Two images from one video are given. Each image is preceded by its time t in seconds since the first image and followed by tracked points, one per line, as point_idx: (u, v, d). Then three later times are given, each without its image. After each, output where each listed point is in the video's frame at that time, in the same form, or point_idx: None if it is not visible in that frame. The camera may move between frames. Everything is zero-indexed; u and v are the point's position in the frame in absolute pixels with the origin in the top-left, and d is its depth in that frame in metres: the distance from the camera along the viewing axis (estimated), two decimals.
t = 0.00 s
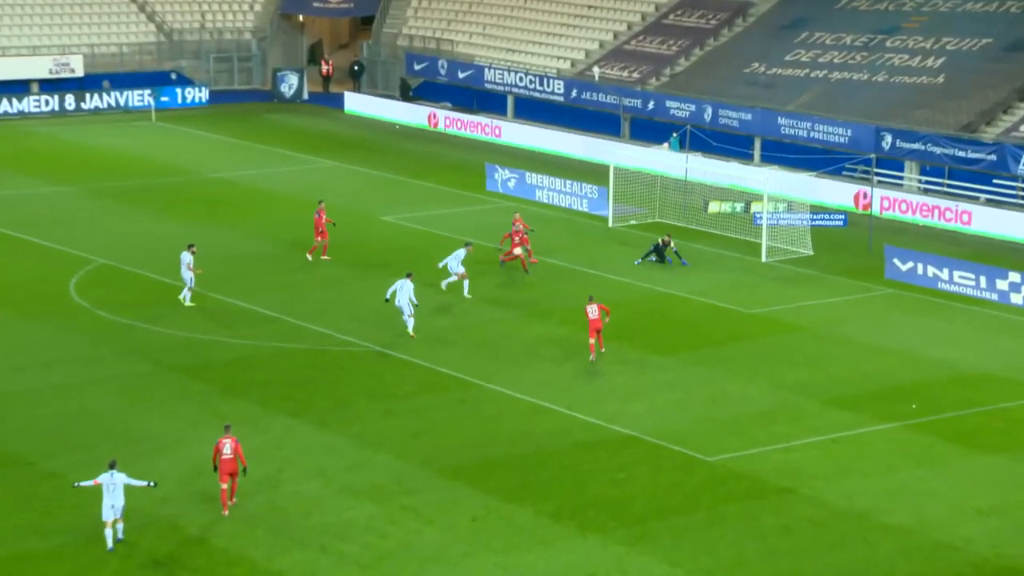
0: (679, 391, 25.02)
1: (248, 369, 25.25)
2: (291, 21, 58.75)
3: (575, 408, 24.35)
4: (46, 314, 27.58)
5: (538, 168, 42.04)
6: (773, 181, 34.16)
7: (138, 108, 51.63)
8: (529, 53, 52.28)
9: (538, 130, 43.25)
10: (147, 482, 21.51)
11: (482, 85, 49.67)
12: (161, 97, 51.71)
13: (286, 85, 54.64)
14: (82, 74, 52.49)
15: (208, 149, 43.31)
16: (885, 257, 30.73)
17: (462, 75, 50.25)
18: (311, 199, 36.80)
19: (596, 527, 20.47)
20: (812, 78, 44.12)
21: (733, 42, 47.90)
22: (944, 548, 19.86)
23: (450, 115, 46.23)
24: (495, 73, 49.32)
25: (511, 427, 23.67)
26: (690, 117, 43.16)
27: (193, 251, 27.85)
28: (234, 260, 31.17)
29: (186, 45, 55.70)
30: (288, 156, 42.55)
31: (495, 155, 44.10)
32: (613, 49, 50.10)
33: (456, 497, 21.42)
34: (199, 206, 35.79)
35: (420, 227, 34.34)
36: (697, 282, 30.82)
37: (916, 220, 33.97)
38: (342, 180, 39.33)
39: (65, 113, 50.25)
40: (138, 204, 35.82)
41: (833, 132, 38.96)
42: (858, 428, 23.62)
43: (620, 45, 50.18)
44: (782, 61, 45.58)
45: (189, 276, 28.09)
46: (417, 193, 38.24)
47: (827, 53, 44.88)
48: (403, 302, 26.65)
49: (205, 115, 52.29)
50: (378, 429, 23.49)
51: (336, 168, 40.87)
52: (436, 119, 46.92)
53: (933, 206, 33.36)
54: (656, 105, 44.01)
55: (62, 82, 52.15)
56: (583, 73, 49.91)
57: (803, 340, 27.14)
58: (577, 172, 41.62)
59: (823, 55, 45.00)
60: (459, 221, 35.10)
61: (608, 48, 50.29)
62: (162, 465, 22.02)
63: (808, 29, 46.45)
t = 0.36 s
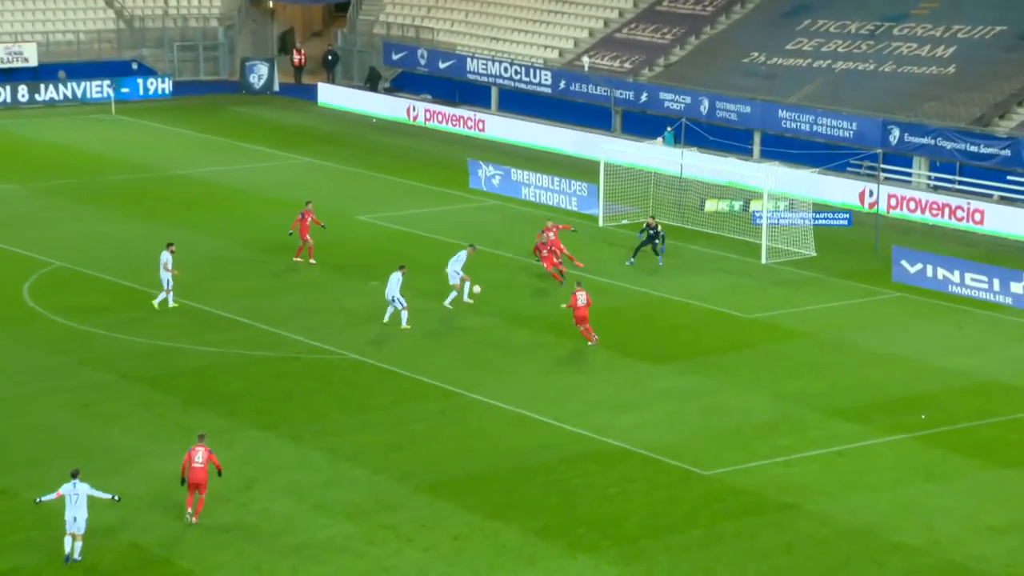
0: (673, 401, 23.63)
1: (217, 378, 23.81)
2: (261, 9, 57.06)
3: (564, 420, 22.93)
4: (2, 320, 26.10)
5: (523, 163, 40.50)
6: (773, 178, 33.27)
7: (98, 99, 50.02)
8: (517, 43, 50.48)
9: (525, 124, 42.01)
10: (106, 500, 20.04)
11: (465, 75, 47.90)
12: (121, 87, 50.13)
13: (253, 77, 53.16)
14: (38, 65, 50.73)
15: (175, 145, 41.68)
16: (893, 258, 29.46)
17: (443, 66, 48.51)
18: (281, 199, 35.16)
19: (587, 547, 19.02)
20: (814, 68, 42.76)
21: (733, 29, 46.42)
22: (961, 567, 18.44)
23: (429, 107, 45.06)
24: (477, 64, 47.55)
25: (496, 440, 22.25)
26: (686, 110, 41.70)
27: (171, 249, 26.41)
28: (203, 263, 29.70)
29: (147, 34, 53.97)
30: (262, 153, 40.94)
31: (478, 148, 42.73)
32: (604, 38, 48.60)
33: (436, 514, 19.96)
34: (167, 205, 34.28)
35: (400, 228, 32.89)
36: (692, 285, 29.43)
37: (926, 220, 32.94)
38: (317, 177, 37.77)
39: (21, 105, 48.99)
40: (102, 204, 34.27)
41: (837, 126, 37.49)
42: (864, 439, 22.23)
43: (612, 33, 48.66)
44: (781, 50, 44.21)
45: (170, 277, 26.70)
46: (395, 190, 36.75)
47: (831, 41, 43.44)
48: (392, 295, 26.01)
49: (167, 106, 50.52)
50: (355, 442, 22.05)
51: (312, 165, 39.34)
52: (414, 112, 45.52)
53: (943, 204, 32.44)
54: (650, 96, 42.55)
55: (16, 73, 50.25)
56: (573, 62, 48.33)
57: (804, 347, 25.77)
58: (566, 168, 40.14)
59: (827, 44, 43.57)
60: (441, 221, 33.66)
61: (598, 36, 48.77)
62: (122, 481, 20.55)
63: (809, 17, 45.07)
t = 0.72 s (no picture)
0: (667, 409, 22.91)
1: (195, 386, 23.06)
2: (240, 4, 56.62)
3: (554, 429, 22.19)
4: None
5: (512, 163, 39.69)
6: (770, 179, 32.51)
7: (71, 97, 48.95)
8: (508, 39, 49.71)
9: (511, 122, 41.29)
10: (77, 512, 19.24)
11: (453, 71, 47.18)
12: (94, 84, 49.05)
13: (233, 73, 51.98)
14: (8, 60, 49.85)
15: (155, 144, 40.89)
16: (894, 262, 28.53)
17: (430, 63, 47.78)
18: (262, 201, 34.29)
19: (577, 560, 18.27)
20: (813, 65, 42.05)
21: (728, 24, 45.66)
22: None
23: (414, 106, 44.24)
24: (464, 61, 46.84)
25: (484, 450, 21.51)
26: (680, 107, 40.94)
27: (166, 252, 25.65)
28: (181, 267, 28.90)
29: (121, 29, 53.04)
30: (243, 153, 40.09)
31: (467, 146, 41.91)
32: (597, 34, 47.86)
33: (420, 526, 19.19)
34: (144, 207, 33.45)
35: (384, 230, 32.13)
36: (685, 289, 28.70)
37: (927, 221, 32.42)
38: (300, 178, 36.94)
39: None
40: (78, 206, 33.40)
41: (836, 124, 36.78)
42: (864, 448, 21.53)
43: (604, 29, 47.92)
44: (778, 46, 43.47)
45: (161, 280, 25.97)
46: (380, 192, 35.93)
47: (829, 38, 42.68)
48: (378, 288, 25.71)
49: (143, 104, 49.22)
50: (337, 452, 21.28)
51: (295, 165, 38.55)
52: (398, 111, 44.71)
53: (945, 206, 31.85)
54: (643, 93, 41.77)
55: None
56: (564, 59, 47.59)
57: (800, 353, 25.06)
58: (557, 168, 39.36)
59: (825, 40, 42.79)
60: (427, 223, 32.90)
61: (590, 32, 48.03)
62: (95, 493, 19.76)
63: (807, 11, 44.32)
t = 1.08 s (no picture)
0: (657, 417, 22.68)
1: (179, 394, 22.78)
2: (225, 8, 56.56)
3: (545, 438, 21.93)
4: None
5: (500, 168, 39.40)
6: (762, 185, 32.43)
7: (52, 101, 48.69)
8: (496, 43, 49.48)
9: (500, 127, 41.26)
10: (59, 525, 18.92)
11: (440, 76, 46.97)
12: (77, 87, 48.80)
13: (218, 77, 51.48)
14: None
15: (138, 150, 40.56)
16: (887, 268, 28.62)
17: (417, 67, 47.48)
18: (247, 207, 34.03)
19: (567, 571, 18.00)
20: (804, 70, 41.86)
21: (718, 28, 45.50)
22: None
23: (401, 111, 44.30)
24: (452, 66, 46.66)
25: (472, 459, 21.26)
26: (670, 112, 40.73)
27: (161, 258, 25.59)
28: (164, 274, 28.60)
29: (103, 33, 52.70)
30: (228, 158, 39.81)
31: (455, 151, 41.72)
32: (586, 38, 47.65)
33: (409, 536, 18.91)
34: (127, 213, 33.12)
35: (370, 237, 31.90)
36: (674, 296, 28.48)
37: (920, 228, 32.32)
38: (286, 184, 36.66)
39: None
40: (60, 213, 33.05)
41: (828, 130, 36.55)
42: (857, 457, 21.32)
43: (593, 34, 47.71)
44: (769, 51, 43.30)
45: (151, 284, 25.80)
46: (366, 198, 35.61)
47: (821, 42, 42.51)
48: (362, 287, 25.90)
49: (126, 108, 49.18)
50: (324, 462, 20.99)
51: (279, 171, 38.24)
52: (386, 117, 44.85)
53: (937, 212, 31.87)
54: (633, 97, 41.54)
55: None
56: (552, 64, 47.35)
57: (791, 360, 24.85)
58: (546, 173, 39.15)
59: (817, 44, 42.65)
60: (414, 230, 32.68)
61: (579, 36, 47.81)
62: (77, 504, 19.44)
63: (797, 15, 44.18)
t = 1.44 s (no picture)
0: (654, 439, 20.81)
1: (131, 417, 20.90)
2: None
3: (532, 464, 20.04)
4: None
5: (483, 168, 37.52)
6: (768, 185, 30.53)
7: None
8: (480, 32, 47.46)
9: (482, 124, 39.48)
10: None
11: (417, 66, 45.11)
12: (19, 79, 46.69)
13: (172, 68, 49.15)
14: None
15: (90, 148, 38.51)
16: (905, 277, 26.70)
17: (392, 57, 45.75)
18: (208, 211, 32.14)
19: None
20: (815, 60, 39.72)
21: (722, 14, 43.41)
22: None
23: (375, 104, 42.24)
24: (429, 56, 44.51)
25: (452, 486, 19.37)
26: (669, 106, 38.97)
27: (112, 262, 23.90)
28: (120, 284, 26.71)
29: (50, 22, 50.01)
30: (190, 158, 37.78)
31: (435, 150, 39.81)
32: (576, 25, 45.36)
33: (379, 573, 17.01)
34: (79, 218, 31.22)
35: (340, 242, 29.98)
36: (669, 306, 26.64)
37: (941, 232, 30.52)
38: (251, 186, 34.74)
39: None
40: (12, 218, 31.13)
41: (841, 124, 34.83)
42: (874, 484, 19.45)
43: (584, 20, 45.38)
44: (777, 39, 41.16)
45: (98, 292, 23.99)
46: (336, 200, 33.74)
47: (833, 30, 40.37)
48: (332, 289, 24.91)
49: (71, 101, 46.86)
50: (288, 490, 19.09)
51: (244, 171, 36.46)
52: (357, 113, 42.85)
53: (962, 215, 30.00)
54: (627, 91, 39.73)
55: None
56: (540, 53, 45.12)
57: (796, 378, 23.00)
58: (534, 173, 37.32)
59: (828, 32, 40.51)
60: (387, 233, 30.89)
61: (567, 23, 45.59)
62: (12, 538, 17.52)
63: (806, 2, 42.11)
